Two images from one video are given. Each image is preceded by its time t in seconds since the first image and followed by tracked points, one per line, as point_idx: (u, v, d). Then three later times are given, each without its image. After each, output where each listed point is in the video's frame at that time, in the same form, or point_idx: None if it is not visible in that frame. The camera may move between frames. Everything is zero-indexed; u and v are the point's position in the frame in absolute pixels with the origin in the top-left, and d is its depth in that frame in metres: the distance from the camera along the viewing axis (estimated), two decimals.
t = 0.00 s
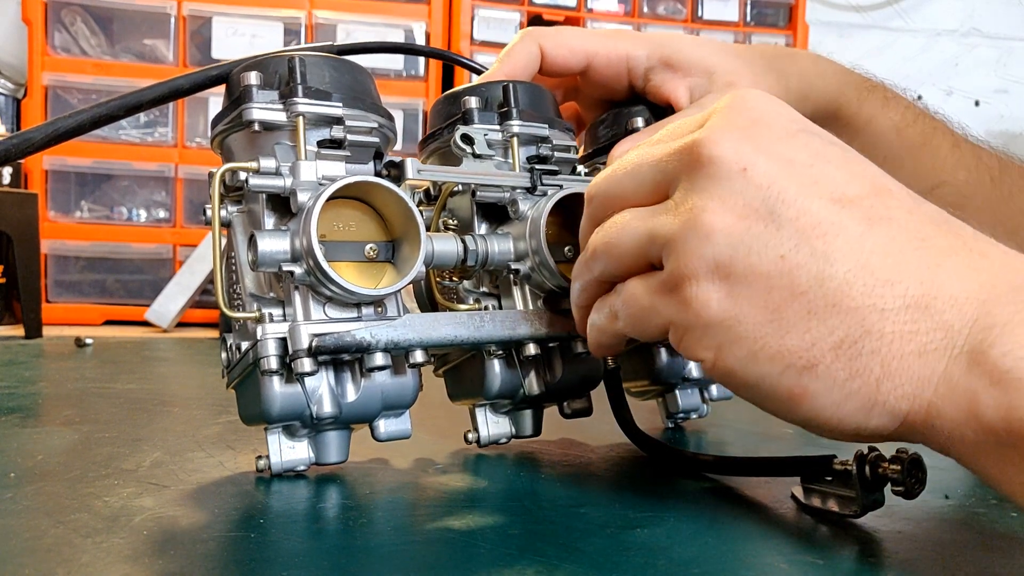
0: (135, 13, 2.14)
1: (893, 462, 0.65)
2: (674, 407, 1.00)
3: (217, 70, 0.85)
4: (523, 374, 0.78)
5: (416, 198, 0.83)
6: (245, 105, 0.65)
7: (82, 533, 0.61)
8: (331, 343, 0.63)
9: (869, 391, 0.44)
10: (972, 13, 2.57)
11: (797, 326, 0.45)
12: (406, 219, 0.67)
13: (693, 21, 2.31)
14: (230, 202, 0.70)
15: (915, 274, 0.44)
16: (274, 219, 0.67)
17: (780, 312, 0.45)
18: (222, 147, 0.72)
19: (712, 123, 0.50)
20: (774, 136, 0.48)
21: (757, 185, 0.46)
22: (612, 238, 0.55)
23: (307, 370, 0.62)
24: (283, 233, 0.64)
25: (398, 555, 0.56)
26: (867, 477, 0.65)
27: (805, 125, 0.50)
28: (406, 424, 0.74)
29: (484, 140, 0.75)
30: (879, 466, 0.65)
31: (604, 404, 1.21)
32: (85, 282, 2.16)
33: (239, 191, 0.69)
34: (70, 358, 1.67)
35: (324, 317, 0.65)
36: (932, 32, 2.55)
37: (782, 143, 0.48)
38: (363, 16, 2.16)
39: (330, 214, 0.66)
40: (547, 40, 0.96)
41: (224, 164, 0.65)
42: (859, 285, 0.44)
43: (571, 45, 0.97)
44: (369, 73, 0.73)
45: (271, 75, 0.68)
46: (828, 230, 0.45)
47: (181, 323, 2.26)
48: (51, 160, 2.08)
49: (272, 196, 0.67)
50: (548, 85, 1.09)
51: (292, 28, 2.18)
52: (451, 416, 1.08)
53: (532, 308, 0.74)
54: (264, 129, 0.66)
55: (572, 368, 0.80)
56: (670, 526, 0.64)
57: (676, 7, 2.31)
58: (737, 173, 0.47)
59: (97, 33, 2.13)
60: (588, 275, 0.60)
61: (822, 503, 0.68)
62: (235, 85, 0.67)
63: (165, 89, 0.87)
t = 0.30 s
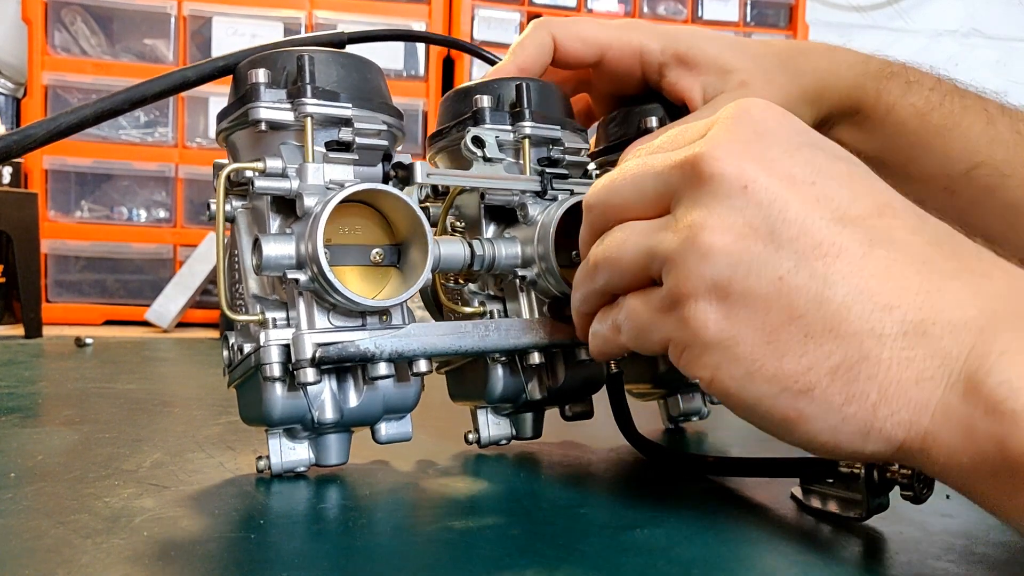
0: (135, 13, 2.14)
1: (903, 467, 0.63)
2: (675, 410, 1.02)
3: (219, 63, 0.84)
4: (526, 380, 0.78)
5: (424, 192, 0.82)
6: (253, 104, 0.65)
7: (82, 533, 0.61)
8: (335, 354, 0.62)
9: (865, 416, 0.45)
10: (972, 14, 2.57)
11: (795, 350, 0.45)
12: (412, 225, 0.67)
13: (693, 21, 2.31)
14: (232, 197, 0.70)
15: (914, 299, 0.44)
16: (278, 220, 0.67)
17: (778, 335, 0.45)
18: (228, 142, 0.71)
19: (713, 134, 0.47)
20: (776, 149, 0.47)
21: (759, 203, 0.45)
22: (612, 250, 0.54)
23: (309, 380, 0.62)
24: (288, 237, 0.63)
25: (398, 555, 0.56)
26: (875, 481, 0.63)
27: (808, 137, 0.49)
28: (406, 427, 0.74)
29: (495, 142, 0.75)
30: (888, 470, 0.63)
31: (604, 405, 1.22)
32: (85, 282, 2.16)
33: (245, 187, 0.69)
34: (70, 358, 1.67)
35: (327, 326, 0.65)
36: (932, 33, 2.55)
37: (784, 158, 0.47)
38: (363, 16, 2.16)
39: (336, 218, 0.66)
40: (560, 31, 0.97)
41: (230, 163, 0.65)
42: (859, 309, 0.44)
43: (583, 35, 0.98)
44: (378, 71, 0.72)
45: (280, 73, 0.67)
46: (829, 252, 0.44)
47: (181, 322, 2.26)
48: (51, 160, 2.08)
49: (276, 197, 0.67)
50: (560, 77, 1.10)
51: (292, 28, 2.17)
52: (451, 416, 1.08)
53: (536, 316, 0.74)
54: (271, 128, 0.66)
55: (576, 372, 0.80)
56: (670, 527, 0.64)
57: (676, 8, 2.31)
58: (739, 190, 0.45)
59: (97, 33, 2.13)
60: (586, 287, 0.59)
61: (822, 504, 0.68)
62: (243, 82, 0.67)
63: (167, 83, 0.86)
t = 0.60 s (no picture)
0: (134, 13, 2.14)
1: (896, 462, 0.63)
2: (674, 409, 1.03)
3: (219, 63, 0.84)
4: (525, 379, 0.78)
5: (422, 192, 0.82)
6: (251, 104, 0.65)
7: (82, 533, 0.61)
8: (333, 352, 0.62)
9: (841, 443, 0.47)
10: (972, 14, 2.57)
11: (772, 378, 0.47)
12: (411, 224, 0.67)
13: (693, 21, 2.31)
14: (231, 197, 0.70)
15: (890, 326, 0.45)
16: (277, 220, 0.67)
17: (757, 362, 0.47)
18: (227, 142, 0.71)
19: (699, 150, 0.48)
20: (763, 168, 0.47)
21: (742, 227, 0.46)
22: (597, 260, 0.54)
23: (309, 378, 0.62)
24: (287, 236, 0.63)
25: (398, 555, 0.56)
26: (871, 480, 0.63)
27: (795, 153, 0.49)
28: (406, 426, 0.74)
29: (493, 141, 0.75)
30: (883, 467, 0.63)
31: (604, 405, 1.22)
32: (85, 282, 2.16)
33: (244, 187, 0.69)
34: (70, 357, 1.67)
35: (327, 324, 0.65)
36: (932, 33, 2.54)
37: (770, 177, 0.47)
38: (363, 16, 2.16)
39: (334, 217, 0.66)
40: (556, 31, 0.97)
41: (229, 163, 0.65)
42: (835, 337, 0.45)
43: (578, 35, 0.98)
44: (377, 70, 0.73)
45: (279, 72, 0.67)
46: (809, 279, 0.45)
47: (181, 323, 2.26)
48: (51, 160, 2.08)
49: (275, 197, 0.67)
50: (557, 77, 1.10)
51: (292, 28, 2.18)
52: (451, 416, 1.08)
53: (536, 315, 0.74)
54: (270, 128, 0.66)
55: (576, 370, 0.80)
56: (670, 526, 0.64)
57: (676, 8, 2.31)
58: (722, 212, 0.46)
59: (97, 33, 2.13)
60: (574, 297, 0.60)
61: (822, 505, 0.67)
62: (243, 82, 0.67)
63: (166, 84, 0.86)
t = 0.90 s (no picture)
0: (134, 13, 2.14)
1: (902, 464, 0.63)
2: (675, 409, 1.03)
3: (220, 63, 0.84)
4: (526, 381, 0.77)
5: (423, 193, 0.82)
6: (252, 104, 0.64)
7: (82, 533, 0.61)
8: (334, 354, 0.62)
9: (859, 472, 0.46)
10: (972, 13, 2.57)
11: (787, 404, 0.46)
12: (413, 225, 0.67)
13: (693, 21, 2.31)
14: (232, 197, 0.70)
15: (908, 352, 0.44)
16: (278, 221, 0.67)
17: (771, 388, 0.46)
18: (228, 142, 0.71)
19: (710, 170, 0.48)
20: (776, 190, 0.47)
21: (755, 251, 0.45)
22: (611, 280, 0.54)
23: (309, 379, 0.62)
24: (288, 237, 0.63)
25: (398, 555, 0.56)
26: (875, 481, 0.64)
27: (808, 174, 0.48)
28: (406, 427, 0.74)
29: (495, 142, 0.75)
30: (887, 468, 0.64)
31: (604, 405, 1.22)
32: (85, 282, 2.16)
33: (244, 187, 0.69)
34: (70, 357, 1.67)
35: (327, 325, 0.65)
36: (932, 33, 2.55)
37: (783, 199, 0.47)
38: (363, 16, 2.16)
39: (335, 218, 0.66)
40: (557, 30, 0.97)
41: (229, 163, 0.65)
42: (852, 366, 0.44)
43: (579, 33, 0.98)
44: (378, 70, 0.72)
45: (281, 72, 0.67)
46: (823, 304, 0.45)
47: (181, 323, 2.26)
48: (51, 160, 2.08)
49: (277, 198, 0.67)
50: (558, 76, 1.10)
51: (292, 28, 2.17)
52: (452, 417, 1.08)
53: (537, 317, 0.74)
54: (271, 128, 0.66)
55: (577, 371, 0.79)
56: (671, 527, 0.64)
57: (676, 7, 2.31)
58: (734, 233, 0.46)
59: (97, 33, 2.13)
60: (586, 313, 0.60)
61: (823, 505, 0.68)
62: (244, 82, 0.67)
63: (167, 84, 0.86)
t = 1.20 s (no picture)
0: (134, 13, 2.14)
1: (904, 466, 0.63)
2: (675, 409, 1.01)
3: (220, 63, 0.84)
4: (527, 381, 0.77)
5: (424, 192, 0.82)
6: (253, 104, 0.64)
7: (82, 533, 0.61)
8: (335, 354, 0.63)
9: (901, 465, 0.42)
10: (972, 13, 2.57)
11: (832, 392, 0.42)
12: (413, 225, 0.67)
13: (693, 21, 2.31)
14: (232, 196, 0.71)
15: (959, 343, 0.40)
16: (279, 221, 0.67)
17: (816, 373, 0.42)
18: (228, 141, 0.71)
19: (758, 138, 0.42)
20: (830, 165, 0.41)
21: (807, 226, 0.40)
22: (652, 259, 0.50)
23: (310, 380, 0.62)
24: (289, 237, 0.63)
25: (398, 555, 0.56)
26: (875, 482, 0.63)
27: (865, 150, 0.43)
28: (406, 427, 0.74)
29: (495, 142, 0.75)
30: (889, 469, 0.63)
31: (604, 405, 1.22)
32: (85, 282, 2.16)
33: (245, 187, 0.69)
34: (70, 358, 1.67)
35: (327, 326, 0.65)
36: (932, 32, 2.55)
37: (839, 174, 0.41)
38: (363, 16, 2.16)
39: (335, 218, 0.66)
40: (560, 32, 0.98)
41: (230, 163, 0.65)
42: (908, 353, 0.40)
43: (581, 35, 0.98)
44: (378, 68, 0.72)
45: (281, 72, 0.67)
46: (877, 289, 0.40)
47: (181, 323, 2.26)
48: (52, 161, 2.08)
49: (277, 198, 0.67)
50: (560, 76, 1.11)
51: (292, 28, 2.17)
52: (452, 416, 1.08)
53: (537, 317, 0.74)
54: (271, 128, 0.66)
55: (577, 372, 0.80)
56: (671, 526, 0.64)
57: (676, 8, 2.32)
58: (786, 209, 0.40)
59: (97, 33, 2.13)
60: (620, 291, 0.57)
61: (823, 504, 0.67)
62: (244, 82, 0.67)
63: (169, 83, 0.86)
